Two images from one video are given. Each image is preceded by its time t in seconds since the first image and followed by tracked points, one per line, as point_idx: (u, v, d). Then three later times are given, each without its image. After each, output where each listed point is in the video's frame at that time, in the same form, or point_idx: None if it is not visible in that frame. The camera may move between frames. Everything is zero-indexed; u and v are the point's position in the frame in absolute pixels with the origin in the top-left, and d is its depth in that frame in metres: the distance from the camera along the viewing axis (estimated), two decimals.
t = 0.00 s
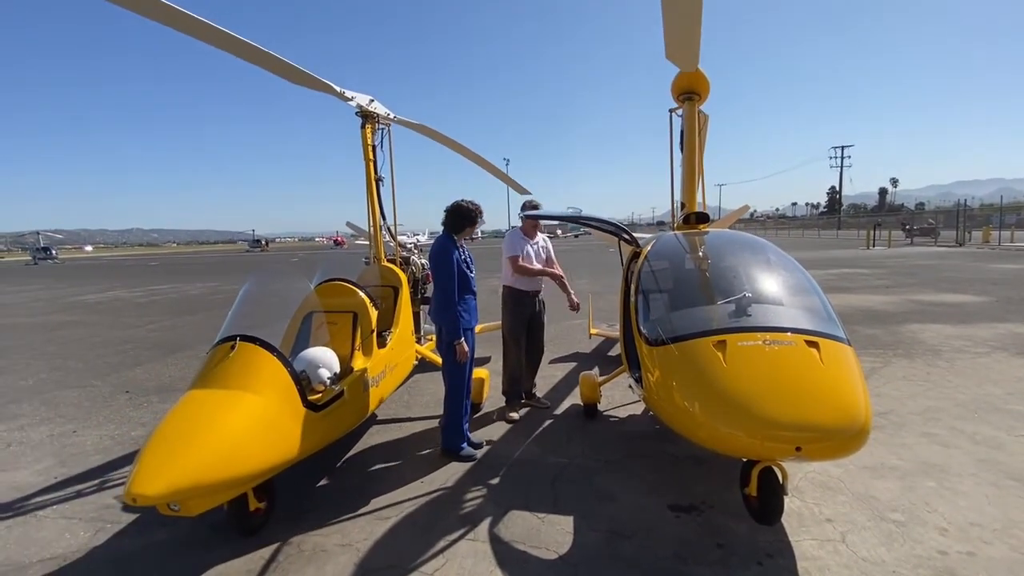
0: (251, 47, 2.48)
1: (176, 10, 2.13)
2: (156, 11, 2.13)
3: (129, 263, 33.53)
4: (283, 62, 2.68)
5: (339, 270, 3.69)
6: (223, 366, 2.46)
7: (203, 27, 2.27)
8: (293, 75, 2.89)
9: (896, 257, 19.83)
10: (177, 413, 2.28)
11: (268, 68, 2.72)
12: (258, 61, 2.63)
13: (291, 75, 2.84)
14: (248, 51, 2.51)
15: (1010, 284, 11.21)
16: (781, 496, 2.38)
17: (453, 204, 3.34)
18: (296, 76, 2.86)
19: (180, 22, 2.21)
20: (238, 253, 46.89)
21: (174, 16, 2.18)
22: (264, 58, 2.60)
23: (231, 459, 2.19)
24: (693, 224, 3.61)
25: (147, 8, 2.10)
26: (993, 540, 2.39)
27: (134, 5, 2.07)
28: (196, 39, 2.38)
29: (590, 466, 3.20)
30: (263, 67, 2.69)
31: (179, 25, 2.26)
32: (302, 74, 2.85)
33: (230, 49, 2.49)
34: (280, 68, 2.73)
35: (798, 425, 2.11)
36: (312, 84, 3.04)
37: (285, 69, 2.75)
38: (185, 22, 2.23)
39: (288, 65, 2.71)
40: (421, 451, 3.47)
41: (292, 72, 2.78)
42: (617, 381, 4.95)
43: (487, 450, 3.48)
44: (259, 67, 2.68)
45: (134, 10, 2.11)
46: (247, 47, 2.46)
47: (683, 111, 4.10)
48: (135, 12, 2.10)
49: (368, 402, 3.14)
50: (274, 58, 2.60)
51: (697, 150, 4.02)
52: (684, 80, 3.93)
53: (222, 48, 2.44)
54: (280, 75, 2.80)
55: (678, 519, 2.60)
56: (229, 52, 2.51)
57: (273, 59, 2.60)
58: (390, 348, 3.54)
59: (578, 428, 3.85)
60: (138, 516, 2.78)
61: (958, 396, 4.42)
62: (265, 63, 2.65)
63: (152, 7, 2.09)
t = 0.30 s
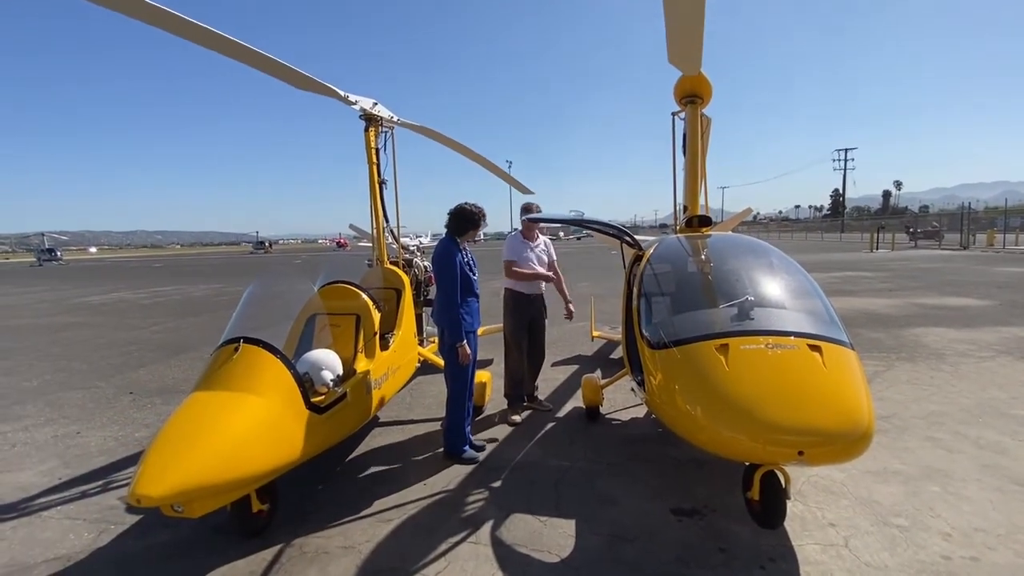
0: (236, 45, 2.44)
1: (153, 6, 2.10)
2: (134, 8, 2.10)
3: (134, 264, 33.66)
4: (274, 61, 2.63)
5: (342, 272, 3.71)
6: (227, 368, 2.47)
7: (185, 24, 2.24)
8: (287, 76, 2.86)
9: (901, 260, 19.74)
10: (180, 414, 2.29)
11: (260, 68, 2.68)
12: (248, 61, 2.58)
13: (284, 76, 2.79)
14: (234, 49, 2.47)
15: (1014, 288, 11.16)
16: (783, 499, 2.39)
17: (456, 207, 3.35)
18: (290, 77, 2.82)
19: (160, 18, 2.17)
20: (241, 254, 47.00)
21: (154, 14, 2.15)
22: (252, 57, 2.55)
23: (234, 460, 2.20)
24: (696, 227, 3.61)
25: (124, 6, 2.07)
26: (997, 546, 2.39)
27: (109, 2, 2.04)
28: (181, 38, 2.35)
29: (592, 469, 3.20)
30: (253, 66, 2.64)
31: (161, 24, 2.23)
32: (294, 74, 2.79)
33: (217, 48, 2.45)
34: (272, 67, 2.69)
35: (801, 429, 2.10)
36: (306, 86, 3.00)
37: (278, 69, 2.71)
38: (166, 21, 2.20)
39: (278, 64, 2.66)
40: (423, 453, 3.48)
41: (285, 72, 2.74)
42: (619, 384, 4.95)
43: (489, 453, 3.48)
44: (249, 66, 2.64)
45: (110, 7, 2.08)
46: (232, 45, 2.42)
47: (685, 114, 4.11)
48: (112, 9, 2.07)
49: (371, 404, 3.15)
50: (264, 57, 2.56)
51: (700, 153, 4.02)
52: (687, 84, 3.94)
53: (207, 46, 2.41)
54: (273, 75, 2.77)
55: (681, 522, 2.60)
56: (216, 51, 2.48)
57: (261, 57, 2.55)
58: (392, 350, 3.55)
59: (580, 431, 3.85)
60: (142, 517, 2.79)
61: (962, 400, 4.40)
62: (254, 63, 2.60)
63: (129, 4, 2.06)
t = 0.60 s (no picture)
0: (222, 44, 2.39)
1: (131, 4, 2.05)
2: (113, 7, 2.05)
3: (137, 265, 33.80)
4: (263, 60, 2.58)
5: (343, 274, 3.70)
6: (227, 371, 2.46)
7: (167, 23, 2.20)
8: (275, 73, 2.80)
9: (905, 263, 19.65)
10: (180, 417, 2.28)
11: (251, 68, 2.64)
12: (236, 60, 2.54)
13: (275, 75, 2.74)
14: (221, 48, 2.42)
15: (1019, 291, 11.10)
16: (786, 505, 2.36)
17: (456, 208, 3.34)
18: (281, 76, 2.76)
19: (141, 18, 2.13)
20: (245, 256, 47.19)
21: (134, 14, 2.11)
22: (239, 55, 2.50)
23: (235, 463, 2.19)
24: (698, 229, 3.59)
25: (103, 5, 2.03)
26: (1004, 552, 2.36)
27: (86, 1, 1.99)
28: (166, 38, 2.32)
29: (594, 472, 3.19)
30: (242, 65, 2.59)
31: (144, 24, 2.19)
32: (285, 72, 2.73)
33: (203, 47, 2.41)
34: (262, 67, 2.64)
35: (805, 434, 2.08)
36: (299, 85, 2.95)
37: (266, 67, 2.65)
38: (149, 21, 2.16)
39: (267, 62, 2.59)
40: (424, 456, 3.46)
41: (275, 70, 2.68)
42: (621, 387, 4.93)
43: (490, 456, 3.46)
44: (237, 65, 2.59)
45: (87, 6, 2.03)
46: (218, 44, 2.37)
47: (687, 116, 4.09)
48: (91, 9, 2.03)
49: (372, 407, 3.14)
50: (251, 56, 2.50)
51: (702, 155, 4.01)
52: (690, 86, 3.93)
53: (192, 46, 2.36)
54: (263, 75, 2.72)
55: (683, 527, 2.58)
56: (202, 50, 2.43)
57: (250, 56, 2.50)
58: (393, 352, 3.54)
59: (582, 434, 3.84)
60: (142, 519, 2.78)
61: (967, 404, 4.37)
62: (243, 61, 2.55)
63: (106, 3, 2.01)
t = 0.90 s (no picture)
0: (212, 44, 2.35)
1: (115, 4, 2.01)
2: (95, 6, 2.01)
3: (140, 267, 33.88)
4: (258, 61, 2.54)
5: (344, 276, 3.69)
6: (227, 373, 2.45)
7: (154, 23, 2.17)
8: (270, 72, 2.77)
9: (909, 264, 19.58)
10: (180, 419, 2.26)
11: (247, 70, 2.61)
12: (230, 61, 2.51)
13: (270, 76, 2.70)
14: (212, 49, 2.38)
15: None
16: (791, 509, 2.33)
17: (456, 209, 3.33)
18: (277, 78, 2.73)
19: (126, 18, 2.10)
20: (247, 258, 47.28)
21: (120, 14, 2.07)
22: (232, 56, 2.47)
23: (234, 466, 2.17)
24: (701, 230, 3.57)
25: (85, 5, 1.99)
26: (1011, 556, 2.33)
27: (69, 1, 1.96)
28: (154, 39, 2.29)
29: (595, 475, 3.17)
30: (236, 67, 2.56)
31: (132, 25, 2.17)
32: (282, 73, 2.69)
33: (194, 48, 2.38)
34: (256, 67, 2.59)
35: (809, 437, 2.06)
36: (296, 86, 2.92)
37: (261, 68, 2.62)
38: (137, 22, 2.14)
39: (261, 63, 2.56)
40: (425, 458, 3.45)
41: (271, 72, 2.64)
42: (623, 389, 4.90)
43: (492, 458, 3.44)
44: (231, 67, 2.56)
45: (69, 7, 2.00)
46: (207, 44, 2.33)
47: (689, 117, 4.08)
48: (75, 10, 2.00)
49: (373, 408, 3.12)
50: (244, 57, 2.47)
51: (705, 155, 3.99)
52: (692, 87, 3.91)
53: (183, 46, 2.33)
54: (259, 76, 2.69)
55: (686, 531, 2.56)
56: (193, 51, 2.40)
57: (244, 57, 2.47)
58: (394, 354, 3.53)
59: (583, 436, 3.82)
60: (142, 521, 2.77)
61: (973, 406, 4.33)
62: (236, 63, 2.52)
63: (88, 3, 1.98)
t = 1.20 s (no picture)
0: (205, 46, 2.33)
1: (106, 9, 1.99)
2: (85, 11, 1.99)
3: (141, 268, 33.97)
4: (250, 62, 2.50)
5: (344, 276, 3.68)
6: (227, 374, 2.44)
7: (146, 28, 2.14)
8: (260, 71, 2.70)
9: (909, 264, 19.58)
10: (179, 421, 2.26)
11: (243, 72, 2.59)
12: (224, 63, 2.48)
13: (265, 77, 2.67)
14: (205, 51, 2.36)
15: None
16: (792, 511, 2.32)
17: (455, 210, 3.33)
18: (271, 79, 2.69)
19: (117, 23, 2.08)
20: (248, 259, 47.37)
21: (113, 19, 2.06)
22: (226, 58, 2.44)
23: (234, 467, 2.16)
24: (701, 231, 3.56)
25: (75, 10, 1.97)
26: (1013, 558, 2.32)
27: (59, 7, 1.94)
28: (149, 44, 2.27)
29: (596, 476, 3.16)
30: (230, 69, 2.53)
31: (124, 29, 2.15)
32: (277, 74, 2.66)
33: (187, 51, 2.35)
34: (252, 70, 2.58)
35: (811, 438, 2.05)
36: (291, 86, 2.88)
37: (255, 69, 2.58)
38: (131, 26, 2.12)
39: (256, 65, 2.53)
40: (426, 459, 3.44)
41: (265, 72, 2.61)
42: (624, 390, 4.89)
43: (492, 459, 3.44)
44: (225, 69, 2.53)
45: (60, 13, 1.98)
46: (202, 47, 2.32)
47: (690, 117, 4.07)
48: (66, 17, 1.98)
49: (373, 409, 3.12)
50: (237, 58, 2.44)
51: (705, 156, 3.98)
52: (692, 87, 3.91)
53: (176, 50, 2.31)
54: (253, 78, 2.65)
55: (687, 532, 2.55)
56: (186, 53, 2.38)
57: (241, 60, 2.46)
58: (395, 355, 3.53)
59: (584, 437, 3.81)
60: (141, 523, 2.76)
61: (974, 407, 4.33)
62: (230, 64, 2.49)
63: (78, 7, 1.95)
